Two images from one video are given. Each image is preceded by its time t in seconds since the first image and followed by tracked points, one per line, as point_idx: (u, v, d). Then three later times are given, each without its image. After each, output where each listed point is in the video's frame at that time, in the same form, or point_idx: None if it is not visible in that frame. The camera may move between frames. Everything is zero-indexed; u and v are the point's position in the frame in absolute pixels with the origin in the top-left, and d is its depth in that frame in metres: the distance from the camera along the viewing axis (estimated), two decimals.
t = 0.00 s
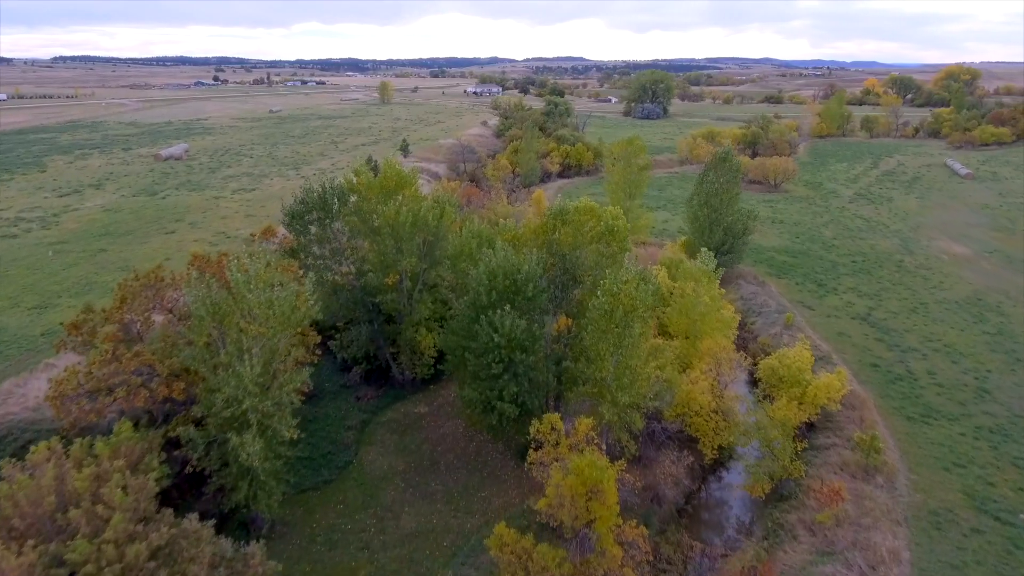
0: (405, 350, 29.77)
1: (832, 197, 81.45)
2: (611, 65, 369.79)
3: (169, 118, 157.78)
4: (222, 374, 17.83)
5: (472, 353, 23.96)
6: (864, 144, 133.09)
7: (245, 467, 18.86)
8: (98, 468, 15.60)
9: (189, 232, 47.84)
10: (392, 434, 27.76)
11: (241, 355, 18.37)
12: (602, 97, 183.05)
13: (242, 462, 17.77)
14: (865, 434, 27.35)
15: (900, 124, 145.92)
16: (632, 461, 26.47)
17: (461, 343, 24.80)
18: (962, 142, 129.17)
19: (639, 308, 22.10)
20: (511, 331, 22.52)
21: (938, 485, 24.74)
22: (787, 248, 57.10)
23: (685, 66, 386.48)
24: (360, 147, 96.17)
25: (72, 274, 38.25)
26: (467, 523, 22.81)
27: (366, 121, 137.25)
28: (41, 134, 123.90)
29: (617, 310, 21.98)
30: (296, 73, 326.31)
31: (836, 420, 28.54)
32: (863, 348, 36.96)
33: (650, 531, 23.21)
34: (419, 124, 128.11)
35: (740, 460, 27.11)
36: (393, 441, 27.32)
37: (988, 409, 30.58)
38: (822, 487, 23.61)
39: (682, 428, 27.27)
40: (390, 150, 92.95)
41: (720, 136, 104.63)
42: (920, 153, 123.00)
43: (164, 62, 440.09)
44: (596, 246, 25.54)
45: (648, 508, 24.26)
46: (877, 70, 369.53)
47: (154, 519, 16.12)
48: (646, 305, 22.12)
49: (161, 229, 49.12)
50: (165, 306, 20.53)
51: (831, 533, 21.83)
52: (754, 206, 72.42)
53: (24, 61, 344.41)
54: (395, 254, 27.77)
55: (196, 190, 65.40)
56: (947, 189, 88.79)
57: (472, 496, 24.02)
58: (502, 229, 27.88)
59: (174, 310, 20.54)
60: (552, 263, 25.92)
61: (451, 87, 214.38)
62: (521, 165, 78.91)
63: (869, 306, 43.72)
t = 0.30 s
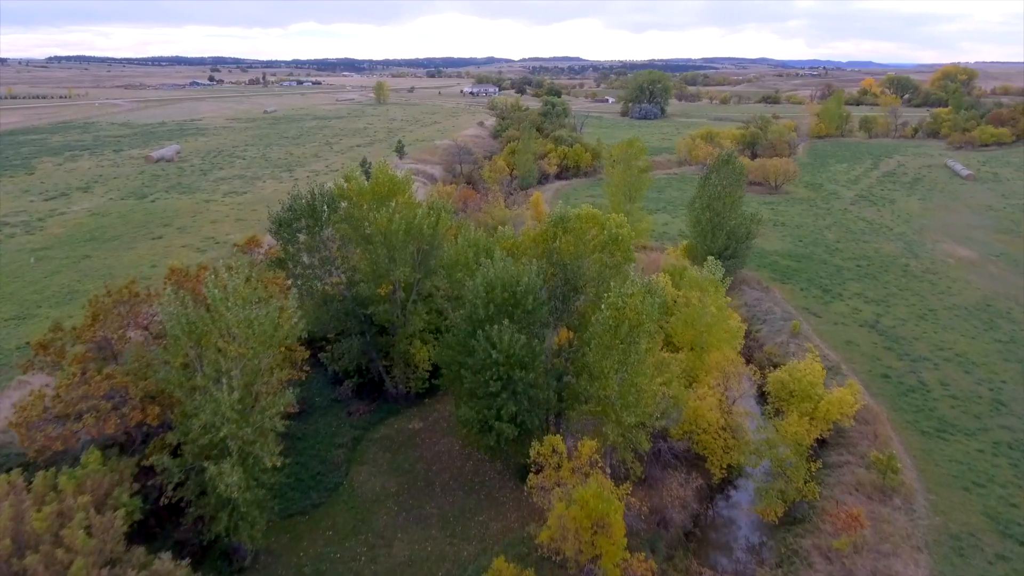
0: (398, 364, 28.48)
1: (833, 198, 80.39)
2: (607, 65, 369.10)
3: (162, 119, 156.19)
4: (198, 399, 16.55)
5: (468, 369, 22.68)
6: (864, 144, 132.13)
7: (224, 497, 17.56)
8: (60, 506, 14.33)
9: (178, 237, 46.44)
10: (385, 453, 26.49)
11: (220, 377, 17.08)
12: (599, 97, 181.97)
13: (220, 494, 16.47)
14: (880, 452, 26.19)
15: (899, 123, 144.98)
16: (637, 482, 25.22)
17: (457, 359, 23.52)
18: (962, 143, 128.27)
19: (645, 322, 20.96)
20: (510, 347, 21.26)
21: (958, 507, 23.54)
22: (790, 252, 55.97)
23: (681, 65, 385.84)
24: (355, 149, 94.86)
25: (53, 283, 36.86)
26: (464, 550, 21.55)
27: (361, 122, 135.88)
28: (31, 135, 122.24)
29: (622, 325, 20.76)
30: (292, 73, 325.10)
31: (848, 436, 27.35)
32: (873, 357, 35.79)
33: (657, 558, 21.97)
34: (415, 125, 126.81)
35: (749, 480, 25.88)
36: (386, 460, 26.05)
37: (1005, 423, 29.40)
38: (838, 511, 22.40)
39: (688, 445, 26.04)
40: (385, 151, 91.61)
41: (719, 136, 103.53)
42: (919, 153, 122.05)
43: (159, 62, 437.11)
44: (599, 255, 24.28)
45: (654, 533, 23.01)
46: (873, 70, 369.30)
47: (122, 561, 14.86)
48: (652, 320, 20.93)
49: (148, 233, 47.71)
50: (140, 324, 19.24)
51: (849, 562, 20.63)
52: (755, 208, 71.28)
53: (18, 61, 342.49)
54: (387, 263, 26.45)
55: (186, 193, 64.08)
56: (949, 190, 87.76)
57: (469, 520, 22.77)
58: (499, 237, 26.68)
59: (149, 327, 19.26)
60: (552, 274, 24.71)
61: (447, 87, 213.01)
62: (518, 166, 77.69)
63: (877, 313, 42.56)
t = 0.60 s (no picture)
0: (391, 379, 27.23)
1: (835, 200, 79.34)
2: (603, 65, 368.61)
3: (155, 120, 154.49)
4: (168, 428, 15.24)
5: (463, 388, 21.41)
6: (863, 145, 131.21)
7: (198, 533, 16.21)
8: (14, 551, 13.06)
9: (164, 242, 45.02)
10: (376, 473, 25.19)
11: (193, 404, 15.76)
12: (596, 97, 180.92)
13: (192, 531, 15.18)
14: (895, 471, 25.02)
15: (898, 124, 144.09)
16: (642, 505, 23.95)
17: (452, 376, 22.23)
18: (962, 143, 127.42)
19: (651, 339, 19.81)
20: (508, 365, 20.01)
21: (980, 532, 22.33)
22: (792, 256, 54.86)
23: (678, 66, 385.65)
24: (349, 150, 93.47)
25: (32, 292, 35.46)
26: None
27: (356, 123, 134.51)
28: (20, 136, 120.51)
29: (627, 342, 19.62)
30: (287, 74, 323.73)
31: (861, 453, 26.18)
32: (882, 368, 34.64)
33: None
34: (410, 126, 125.49)
35: (759, 500, 24.66)
36: (377, 481, 24.76)
37: None
38: (856, 539, 21.17)
39: (695, 465, 24.76)
40: (380, 152, 90.26)
41: (718, 137, 102.40)
42: (918, 154, 121.17)
43: (154, 62, 435.41)
44: (602, 266, 23.02)
45: (661, 560, 21.75)
46: (867, 70, 369.19)
47: None
48: (658, 336, 19.78)
49: (134, 239, 46.28)
50: (109, 344, 17.91)
51: None
52: (755, 211, 70.20)
53: (12, 61, 340.89)
54: (378, 273, 25.08)
55: (176, 196, 62.65)
56: (950, 192, 86.76)
57: (465, 548, 21.53)
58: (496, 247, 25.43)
59: (119, 347, 17.92)
60: (552, 285, 23.46)
61: (443, 87, 211.67)
62: (515, 168, 76.49)
63: (884, 320, 41.43)
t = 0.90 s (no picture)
0: (381, 396, 25.80)
1: (836, 202, 78.17)
2: (599, 65, 367.90)
3: (147, 120, 152.66)
4: (129, 468, 13.77)
5: (457, 411, 19.97)
6: (861, 146, 130.20)
7: None
8: None
9: (148, 249, 43.46)
10: (365, 498, 23.75)
11: (157, 439, 14.28)
12: (593, 97, 179.74)
13: None
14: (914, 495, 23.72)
15: (896, 124, 143.06)
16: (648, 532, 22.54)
17: (445, 397, 20.80)
18: (961, 144, 126.47)
19: (659, 360, 18.42)
20: (506, 388, 18.59)
21: (1008, 561, 21.00)
22: (796, 260, 53.60)
23: (674, 66, 385.06)
24: (343, 151, 91.94)
25: (7, 302, 33.93)
26: None
27: (350, 123, 132.88)
28: (8, 138, 118.57)
29: (634, 363, 18.24)
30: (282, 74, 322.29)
31: (877, 475, 24.82)
32: (893, 379, 33.33)
33: None
34: (405, 126, 123.97)
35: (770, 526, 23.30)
36: (366, 507, 23.32)
37: None
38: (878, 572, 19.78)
39: (703, 489, 23.37)
40: (374, 153, 88.80)
41: (716, 138, 101.10)
42: (918, 155, 120.21)
43: (148, 62, 432.88)
44: (606, 280, 21.63)
45: None
46: (862, 70, 369.00)
47: None
48: (667, 357, 18.39)
49: (117, 245, 44.72)
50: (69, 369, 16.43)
51: None
52: (756, 214, 68.98)
53: (5, 61, 338.63)
54: (367, 286, 23.61)
55: (163, 199, 61.06)
56: (952, 194, 85.61)
57: None
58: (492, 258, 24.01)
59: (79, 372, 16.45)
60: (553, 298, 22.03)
61: (439, 87, 210.14)
62: (511, 170, 75.09)
63: (893, 328, 40.15)
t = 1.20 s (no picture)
0: (371, 414, 24.47)
1: (837, 205, 77.09)
2: (596, 65, 367.90)
3: (138, 121, 150.89)
4: (85, 513, 12.33)
5: (450, 435, 18.65)
6: (860, 146, 129.32)
7: None
8: None
9: (132, 255, 42.04)
10: (353, 524, 22.38)
11: (118, 479, 12.86)
12: (589, 97, 178.64)
13: None
14: (931, 518, 22.55)
15: (894, 124, 142.20)
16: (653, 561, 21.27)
17: (437, 420, 19.47)
18: (960, 145, 125.60)
19: (667, 382, 17.14)
20: (502, 412, 17.27)
21: None
22: (798, 265, 52.43)
23: (670, 66, 384.89)
24: (336, 152, 90.56)
25: None
26: None
27: (344, 124, 131.44)
28: None
29: (639, 386, 16.98)
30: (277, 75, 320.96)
31: (893, 496, 23.55)
32: (904, 392, 32.13)
33: None
34: (400, 127, 122.66)
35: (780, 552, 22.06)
36: (354, 535, 21.96)
37: None
38: None
39: (711, 514, 22.09)
40: (368, 155, 87.50)
41: (714, 139, 99.93)
42: (917, 155, 119.33)
43: (142, 62, 429.61)
44: (608, 293, 20.34)
45: None
46: (858, 70, 369.48)
47: None
48: (675, 380, 17.11)
49: (100, 251, 43.27)
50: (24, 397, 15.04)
51: None
52: (756, 217, 67.84)
53: None
54: (355, 299, 22.26)
55: (151, 203, 59.62)
56: (953, 195, 84.56)
57: None
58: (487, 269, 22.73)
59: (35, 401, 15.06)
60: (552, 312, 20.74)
61: (435, 87, 208.90)
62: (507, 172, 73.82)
63: (901, 337, 38.96)
